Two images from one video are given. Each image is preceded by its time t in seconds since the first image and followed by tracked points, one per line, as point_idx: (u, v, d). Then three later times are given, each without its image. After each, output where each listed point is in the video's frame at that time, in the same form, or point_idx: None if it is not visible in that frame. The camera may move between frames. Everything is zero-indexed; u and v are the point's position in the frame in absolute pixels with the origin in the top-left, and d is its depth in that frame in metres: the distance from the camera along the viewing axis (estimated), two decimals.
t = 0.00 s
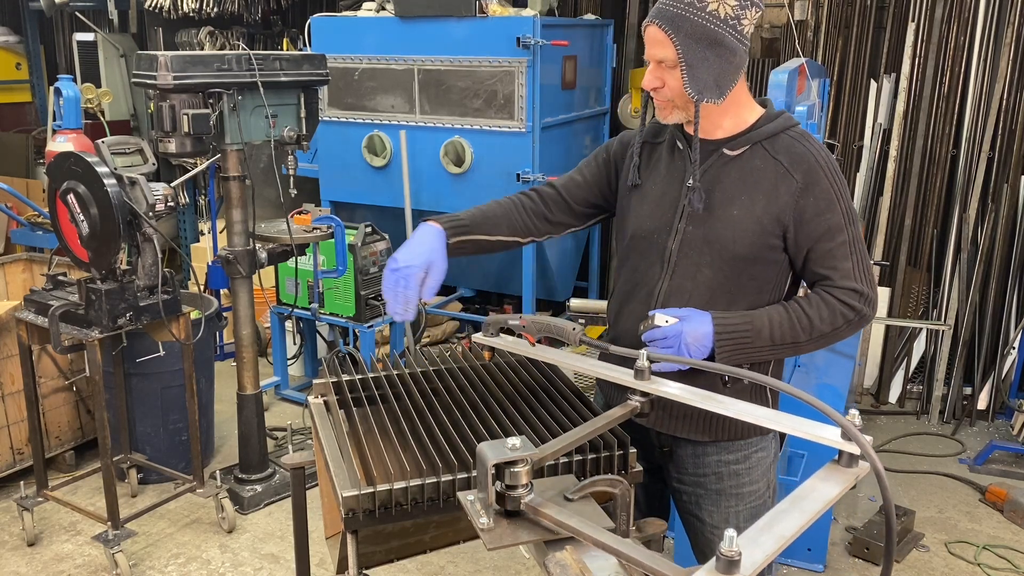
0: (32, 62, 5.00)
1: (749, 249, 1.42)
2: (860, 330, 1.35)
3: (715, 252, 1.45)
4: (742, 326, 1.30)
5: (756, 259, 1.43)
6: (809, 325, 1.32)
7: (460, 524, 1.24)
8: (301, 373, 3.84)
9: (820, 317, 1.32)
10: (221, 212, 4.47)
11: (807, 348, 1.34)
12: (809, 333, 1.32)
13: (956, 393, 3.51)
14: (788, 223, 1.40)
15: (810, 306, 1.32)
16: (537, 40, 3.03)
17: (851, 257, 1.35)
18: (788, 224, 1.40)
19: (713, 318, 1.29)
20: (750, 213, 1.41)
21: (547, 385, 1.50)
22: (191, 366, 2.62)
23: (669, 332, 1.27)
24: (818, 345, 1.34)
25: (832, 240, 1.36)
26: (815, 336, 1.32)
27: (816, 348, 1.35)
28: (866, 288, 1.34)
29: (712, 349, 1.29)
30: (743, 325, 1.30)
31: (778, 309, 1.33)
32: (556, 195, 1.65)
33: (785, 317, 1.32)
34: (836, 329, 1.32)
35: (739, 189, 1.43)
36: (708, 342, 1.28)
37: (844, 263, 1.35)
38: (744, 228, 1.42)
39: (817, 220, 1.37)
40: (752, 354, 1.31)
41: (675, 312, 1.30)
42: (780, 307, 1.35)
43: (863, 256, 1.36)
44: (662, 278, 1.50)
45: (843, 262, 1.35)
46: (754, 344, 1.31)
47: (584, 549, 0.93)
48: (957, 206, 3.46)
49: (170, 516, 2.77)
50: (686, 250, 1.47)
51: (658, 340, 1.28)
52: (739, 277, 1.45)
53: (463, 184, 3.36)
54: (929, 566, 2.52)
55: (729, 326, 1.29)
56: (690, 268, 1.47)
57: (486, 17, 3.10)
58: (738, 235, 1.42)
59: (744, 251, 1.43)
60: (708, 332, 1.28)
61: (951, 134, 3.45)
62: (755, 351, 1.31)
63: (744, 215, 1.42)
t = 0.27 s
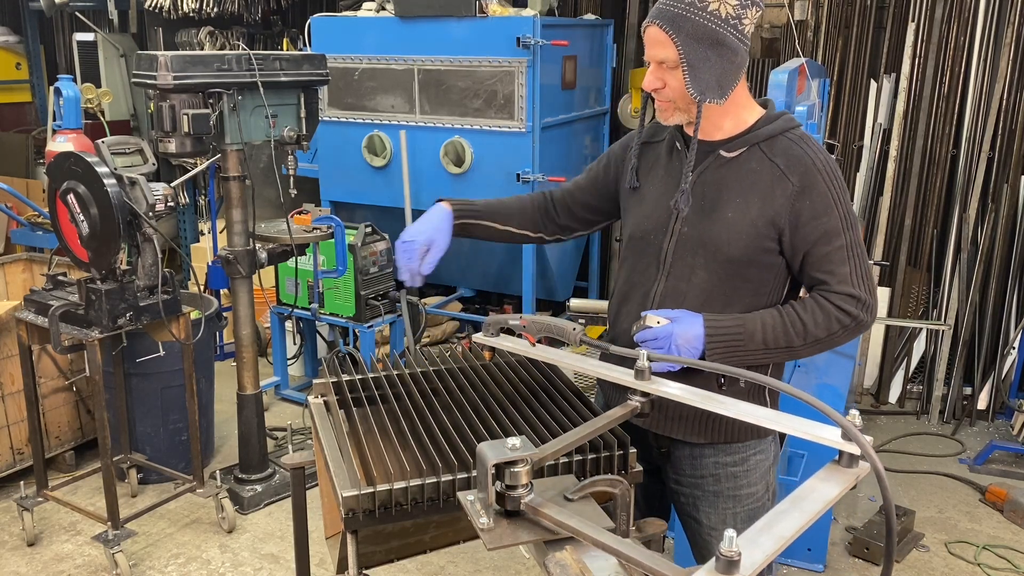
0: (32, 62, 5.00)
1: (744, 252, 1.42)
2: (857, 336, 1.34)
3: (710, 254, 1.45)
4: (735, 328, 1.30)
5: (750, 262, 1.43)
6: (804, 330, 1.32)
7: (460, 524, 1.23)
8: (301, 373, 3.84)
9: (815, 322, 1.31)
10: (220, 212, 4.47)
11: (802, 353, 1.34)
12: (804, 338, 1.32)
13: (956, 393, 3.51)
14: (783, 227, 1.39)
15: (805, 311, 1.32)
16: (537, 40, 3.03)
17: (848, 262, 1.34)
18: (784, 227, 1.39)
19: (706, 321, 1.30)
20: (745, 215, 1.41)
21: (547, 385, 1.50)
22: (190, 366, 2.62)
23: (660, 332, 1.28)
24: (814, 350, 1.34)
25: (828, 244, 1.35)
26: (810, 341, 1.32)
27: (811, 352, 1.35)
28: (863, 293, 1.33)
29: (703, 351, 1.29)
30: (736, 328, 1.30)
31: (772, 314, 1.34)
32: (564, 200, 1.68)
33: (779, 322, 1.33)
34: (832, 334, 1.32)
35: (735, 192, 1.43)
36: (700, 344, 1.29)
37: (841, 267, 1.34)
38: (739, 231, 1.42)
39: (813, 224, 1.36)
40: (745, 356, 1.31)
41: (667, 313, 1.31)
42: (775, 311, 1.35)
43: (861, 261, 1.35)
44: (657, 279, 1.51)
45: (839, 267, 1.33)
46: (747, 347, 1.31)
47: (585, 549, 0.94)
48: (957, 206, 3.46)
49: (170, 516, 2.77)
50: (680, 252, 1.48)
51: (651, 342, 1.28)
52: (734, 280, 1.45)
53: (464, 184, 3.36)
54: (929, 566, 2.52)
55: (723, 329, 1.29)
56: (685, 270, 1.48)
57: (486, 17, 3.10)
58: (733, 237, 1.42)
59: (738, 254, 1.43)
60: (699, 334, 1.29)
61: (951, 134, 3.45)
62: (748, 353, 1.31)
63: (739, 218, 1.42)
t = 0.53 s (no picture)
0: (32, 62, 5.00)
1: (737, 251, 1.42)
2: (855, 334, 1.33)
3: (704, 254, 1.45)
4: (728, 328, 1.31)
5: (745, 261, 1.42)
6: (799, 328, 1.32)
7: (460, 524, 1.23)
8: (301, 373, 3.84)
9: (810, 320, 1.31)
10: (220, 212, 4.47)
11: (799, 352, 1.34)
12: (800, 337, 1.32)
13: (956, 393, 3.51)
14: (777, 226, 1.38)
15: (800, 310, 1.32)
16: (537, 40, 3.03)
17: (844, 260, 1.33)
18: (777, 225, 1.38)
19: (700, 321, 1.30)
20: (738, 215, 1.41)
21: (547, 385, 1.50)
22: (190, 366, 2.62)
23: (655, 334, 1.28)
24: (811, 349, 1.34)
25: (821, 243, 1.34)
26: (805, 340, 1.32)
27: (808, 350, 1.35)
28: (859, 290, 1.31)
29: (697, 352, 1.30)
30: (729, 328, 1.31)
31: (766, 314, 1.34)
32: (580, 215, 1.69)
33: (774, 321, 1.33)
34: (828, 333, 1.31)
35: (727, 191, 1.43)
36: (694, 344, 1.29)
37: (837, 265, 1.32)
38: (732, 231, 1.42)
39: (805, 223, 1.35)
40: (740, 355, 1.32)
41: (660, 314, 1.31)
42: (769, 310, 1.35)
43: (857, 258, 1.33)
44: (652, 279, 1.52)
45: (834, 265, 1.32)
46: (741, 347, 1.31)
47: (585, 548, 0.94)
48: (957, 206, 3.46)
49: (170, 516, 2.77)
50: (674, 252, 1.49)
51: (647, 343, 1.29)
52: (729, 280, 1.45)
53: (463, 184, 3.36)
54: (929, 566, 2.52)
55: (715, 329, 1.30)
56: (679, 271, 1.48)
57: (486, 17, 3.10)
58: (726, 237, 1.42)
59: (732, 253, 1.42)
60: (694, 334, 1.29)
61: (951, 134, 3.45)
62: (743, 353, 1.32)
63: (732, 218, 1.42)
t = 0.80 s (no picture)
0: (32, 62, 5.00)
1: (740, 249, 1.42)
2: (857, 331, 1.34)
3: (706, 252, 1.45)
4: (731, 325, 1.32)
5: (748, 259, 1.43)
6: (802, 325, 1.32)
7: (460, 524, 1.23)
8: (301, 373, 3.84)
9: (813, 317, 1.32)
10: (221, 212, 4.47)
11: (801, 349, 1.35)
12: (802, 334, 1.33)
13: (956, 393, 3.51)
14: (780, 223, 1.39)
15: (802, 306, 1.33)
16: (537, 40, 3.03)
17: (845, 256, 1.33)
18: (779, 222, 1.39)
19: (702, 318, 1.32)
20: (740, 212, 1.41)
21: (547, 386, 1.50)
22: (190, 366, 2.63)
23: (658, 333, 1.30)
24: (814, 346, 1.35)
25: (823, 239, 1.34)
26: (808, 337, 1.33)
27: (810, 347, 1.35)
28: (861, 286, 1.31)
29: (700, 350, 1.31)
30: (732, 325, 1.32)
31: (769, 311, 1.35)
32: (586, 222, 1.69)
33: (776, 319, 1.34)
34: (830, 329, 1.32)
35: (729, 189, 1.43)
36: (696, 341, 1.31)
37: (838, 261, 1.32)
38: (734, 229, 1.42)
39: (807, 219, 1.35)
40: (744, 353, 1.33)
41: (662, 312, 1.33)
42: (772, 308, 1.36)
43: (858, 255, 1.34)
44: (654, 279, 1.51)
45: (836, 262, 1.32)
46: (745, 344, 1.33)
47: (585, 549, 0.93)
48: (957, 207, 3.46)
49: (170, 516, 2.77)
50: (676, 251, 1.48)
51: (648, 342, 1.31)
52: (732, 278, 1.44)
53: (464, 184, 3.36)
54: (929, 566, 2.52)
55: (719, 326, 1.31)
56: (681, 270, 1.48)
57: (486, 17, 3.10)
58: (729, 236, 1.42)
59: (734, 251, 1.43)
60: (695, 331, 1.31)
61: (951, 134, 3.45)
62: (748, 350, 1.33)
63: (734, 216, 1.42)
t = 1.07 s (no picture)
0: (32, 62, 5.00)
1: (745, 247, 1.43)
2: (861, 325, 1.35)
3: (712, 250, 1.45)
4: (740, 323, 1.32)
5: (753, 256, 1.43)
6: (809, 321, 1.33)
7: (460, 524, 1.23)
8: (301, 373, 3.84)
9: (819, 312, 1.33)
10: (221, 212, 4.47)
11: (807, 345, 1.35)
12: (808, 329, 1.33)
13: (956, 393, 3.51)
14: (786, 220, 1.39)
15: (807, 302, 1.34)
16: (537, 40, 3.03)
17: (849, 252, 1.34)
18: (785, 219, 1.40)
19: (711, 317, 1.31)
20: (746, 210, 1.42)
21: (547, 386, 1.50)
22: (190, 365, 2.63)
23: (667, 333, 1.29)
24: (819, 341, 1.36)
25: (828, 235, 1.35)
26: (814, 332, 1.34)
27: (816, 343, 1.36)
28: (864, 281, 1.33)
29: (710, 348, 1.31)
30: (741, 322, 1.32)
31: (776, 307, 1.35)
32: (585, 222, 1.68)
33: (783, 314, 1.34)
34: (836, 324, 1.33)
35: (735, 186, 1.43)
36: (706, 340, 1.30)
37: (842, 257, 1.34)
38: (740, 226, 1.42)
39: (813, 215, 1.36)
40: (753, 350, 1.34)
41: (672, 311, 1.32)
42: (779, 304, 1.36)
43: (860, 252, 1.35)
44: (659, 279, 1.51)
45: (840, 257, 1.34)
46: (753, 341, 1.33)
47: (585, 549, 0.93)
48: (957, 206, 3.46)
49: (170, 516, 2.77)
50: (682, 250, 1.48)
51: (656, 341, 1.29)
52: (738, 275, 1.45)
53: (464, 184, 3.36)
54: (929, 566, 2.52)
55: (729, 324, 1.32)
56: (688, 268, 1.47)
57: (486, 17, 3.10)
58: (735, 233, 1.42)
59: (740, 248, 1.43)
60: (705, 330, 1.30)
61: (951, 134, 3.45)
62: (756, 347, 1.34)
63: (740, 213, 1.42)
